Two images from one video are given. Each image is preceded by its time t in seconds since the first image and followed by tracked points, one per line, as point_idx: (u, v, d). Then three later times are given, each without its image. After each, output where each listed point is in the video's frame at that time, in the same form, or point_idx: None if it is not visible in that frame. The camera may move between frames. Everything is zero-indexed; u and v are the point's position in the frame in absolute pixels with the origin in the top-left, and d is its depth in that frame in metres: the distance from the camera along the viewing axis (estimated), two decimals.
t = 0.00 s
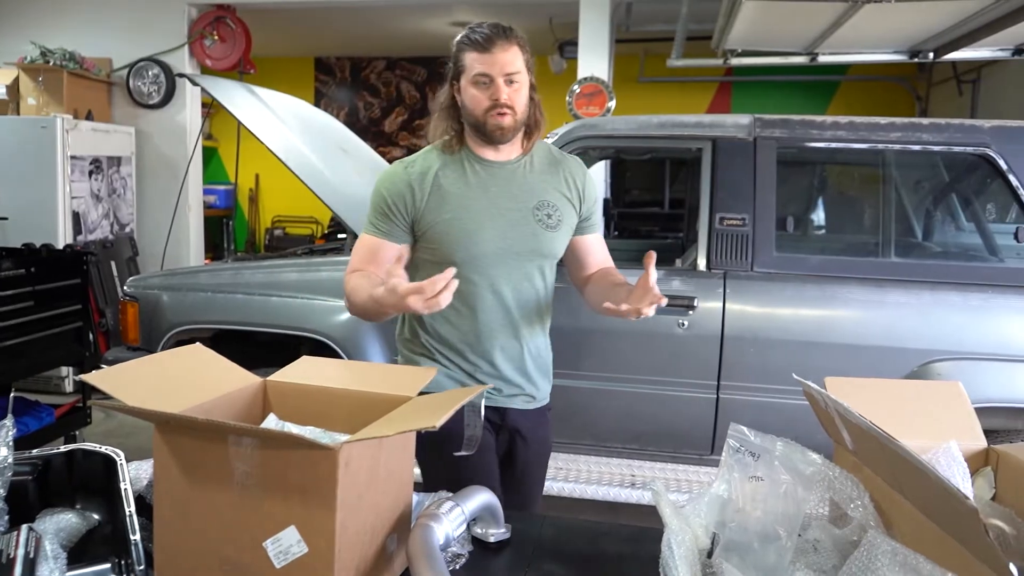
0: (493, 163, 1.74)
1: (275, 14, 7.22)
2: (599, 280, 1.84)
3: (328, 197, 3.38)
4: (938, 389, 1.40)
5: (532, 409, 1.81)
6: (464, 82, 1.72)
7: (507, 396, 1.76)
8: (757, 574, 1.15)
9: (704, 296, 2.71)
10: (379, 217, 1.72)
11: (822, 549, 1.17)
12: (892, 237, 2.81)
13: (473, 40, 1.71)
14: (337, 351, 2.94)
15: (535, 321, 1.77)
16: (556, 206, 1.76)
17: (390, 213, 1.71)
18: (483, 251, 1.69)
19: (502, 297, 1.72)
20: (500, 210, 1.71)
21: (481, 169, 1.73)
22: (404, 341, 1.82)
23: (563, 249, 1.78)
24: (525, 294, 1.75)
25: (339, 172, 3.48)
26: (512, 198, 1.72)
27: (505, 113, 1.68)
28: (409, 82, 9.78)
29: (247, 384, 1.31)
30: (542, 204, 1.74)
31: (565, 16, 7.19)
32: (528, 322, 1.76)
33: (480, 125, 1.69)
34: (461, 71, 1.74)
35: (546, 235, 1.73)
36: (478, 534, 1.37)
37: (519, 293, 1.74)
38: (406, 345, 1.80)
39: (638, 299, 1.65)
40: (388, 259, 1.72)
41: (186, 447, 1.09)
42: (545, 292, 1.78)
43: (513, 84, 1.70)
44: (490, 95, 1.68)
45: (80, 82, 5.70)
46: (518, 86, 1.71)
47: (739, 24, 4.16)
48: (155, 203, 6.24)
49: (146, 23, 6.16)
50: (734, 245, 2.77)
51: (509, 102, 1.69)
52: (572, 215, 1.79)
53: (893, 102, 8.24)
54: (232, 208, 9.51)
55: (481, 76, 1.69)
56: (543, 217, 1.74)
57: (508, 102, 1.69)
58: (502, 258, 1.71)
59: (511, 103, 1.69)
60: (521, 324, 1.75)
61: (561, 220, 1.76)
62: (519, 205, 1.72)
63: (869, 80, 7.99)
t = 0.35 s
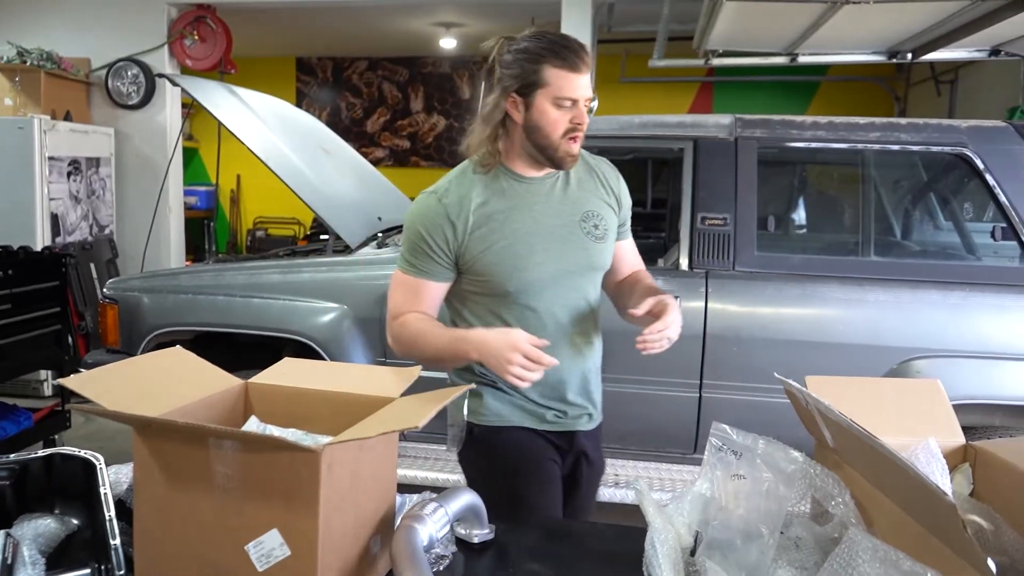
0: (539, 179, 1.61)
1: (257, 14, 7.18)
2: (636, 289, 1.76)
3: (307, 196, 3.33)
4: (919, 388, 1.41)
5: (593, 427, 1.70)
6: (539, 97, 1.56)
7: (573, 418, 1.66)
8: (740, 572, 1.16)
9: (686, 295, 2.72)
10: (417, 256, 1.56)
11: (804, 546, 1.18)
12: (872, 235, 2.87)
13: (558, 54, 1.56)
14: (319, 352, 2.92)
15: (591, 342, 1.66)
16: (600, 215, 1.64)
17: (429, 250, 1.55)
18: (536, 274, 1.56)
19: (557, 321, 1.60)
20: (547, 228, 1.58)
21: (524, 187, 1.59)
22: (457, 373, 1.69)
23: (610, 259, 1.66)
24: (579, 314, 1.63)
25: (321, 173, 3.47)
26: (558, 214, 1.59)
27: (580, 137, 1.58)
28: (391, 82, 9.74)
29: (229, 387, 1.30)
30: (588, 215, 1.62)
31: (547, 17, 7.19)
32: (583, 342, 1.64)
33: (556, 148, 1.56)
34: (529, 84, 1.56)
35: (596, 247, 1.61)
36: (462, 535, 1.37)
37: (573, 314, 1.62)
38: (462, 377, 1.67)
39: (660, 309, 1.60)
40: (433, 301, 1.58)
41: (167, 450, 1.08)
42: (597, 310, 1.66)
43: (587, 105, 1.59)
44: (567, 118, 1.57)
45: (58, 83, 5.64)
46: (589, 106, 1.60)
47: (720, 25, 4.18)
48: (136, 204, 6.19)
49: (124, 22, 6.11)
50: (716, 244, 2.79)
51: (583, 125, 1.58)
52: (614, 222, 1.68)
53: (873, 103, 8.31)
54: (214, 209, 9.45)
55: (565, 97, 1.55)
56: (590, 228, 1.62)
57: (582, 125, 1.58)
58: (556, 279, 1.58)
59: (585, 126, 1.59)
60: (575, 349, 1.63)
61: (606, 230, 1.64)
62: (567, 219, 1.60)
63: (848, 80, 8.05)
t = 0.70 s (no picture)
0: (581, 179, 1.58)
1: (226, 14, 7.11)
2: (705, 287, 1.70)
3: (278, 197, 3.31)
4: (886, 382, 1.44)
5: (627, 437, 1.65)
6: (592, 100, 1.50)
7: (604, 429, 1.63)
8: (712, 568, 1.18)
9: (659, 294, 2.75)
10: (460, 255, 1.47)
11: (775, 541, 1.20)
12: (840, 233, 2.86)
13: (614, 56, 1.48)
14: (292, 355, 2.89)
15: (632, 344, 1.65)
16: (641, 215, 1.61)
17: (475, 250, 1.48)
18: (579, 277, 1.53)
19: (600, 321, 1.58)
20: (590, 229, 1.55)
21: (567, 189, 1.57)
22: (486, 381, 1.70)
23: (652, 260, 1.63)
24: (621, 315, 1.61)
25: (292, 174, 3.44)
26: (599, 215, 1.56)
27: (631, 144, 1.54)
28: (363, 82, 9.69)
29: (200, 391, 1.29)
30: (630, 215, 1.59)
31: (519, 17, 7.20)
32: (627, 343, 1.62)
33: (605, 154, 1.52)
34: (585, 86, 1.49)
35: (638, 249, 1.59)
36: (436, 537, 1.36)
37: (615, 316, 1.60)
38: (489, 386, 1.69)
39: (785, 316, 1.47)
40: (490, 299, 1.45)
41: (136, 457, 1.06)
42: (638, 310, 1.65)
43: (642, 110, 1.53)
44: (620, 123, 1.51)
45: (21, 84, 5.54)
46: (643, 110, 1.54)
47: (689, 26, 4.21)
48: (104, 207, 6.09)
49: (90, 22, 6.02)
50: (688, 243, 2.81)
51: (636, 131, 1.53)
52: (656, 221, 1.64)
53: (841, 103, 8.43)
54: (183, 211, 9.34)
55: (619, 103, 1.49)
56: (632, 228, 1.59)
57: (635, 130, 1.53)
58: (600, 281, 1.55)
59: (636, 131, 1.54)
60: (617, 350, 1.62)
61: (648, 230, 1.61)
62: (608, 220, 1.57)
63: (817, 80, 8.16)
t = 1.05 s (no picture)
0: (649, 186, 1.49)
1: (178, 13, 6.99)
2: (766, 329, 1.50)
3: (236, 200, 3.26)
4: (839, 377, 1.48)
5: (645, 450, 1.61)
6: (671, 112, 1.38)
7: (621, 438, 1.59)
8: (672, 564, 1.21)
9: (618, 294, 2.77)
10: (521, 238, 1.45)
11: (734, 536, 1.23)
12: (795, 232, 2.94)
13: (703, 70, 1.35)
14: (249, 360, 2.85)
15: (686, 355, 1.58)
16: (707, 233, 1.50)
17: (535, 235, 1.44)
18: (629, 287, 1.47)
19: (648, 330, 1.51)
20: (644, 241, 1.47)
21: (631, 196, 1.48)
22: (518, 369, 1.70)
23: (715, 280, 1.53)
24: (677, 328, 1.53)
25: (249, 176, 3.39)
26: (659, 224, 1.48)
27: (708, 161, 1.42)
28: (320, 83, 9.60)
29: (153, 397, 1.26)
30: (694, 232, 1.49)
31: (477, 18, 7.20)
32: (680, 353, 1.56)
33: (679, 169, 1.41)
34: (665, 96, 1.37)
35: (696, 269, 1.49)
36: (397, 540, 1.35)
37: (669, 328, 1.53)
38: (518, 376, 1.69)
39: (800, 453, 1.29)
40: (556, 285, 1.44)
41: (87, 467, 1.04)
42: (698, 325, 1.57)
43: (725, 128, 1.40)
44: (699, 140, 1.39)
45: None
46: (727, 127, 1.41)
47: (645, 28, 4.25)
48: (53, 210, 5.94)
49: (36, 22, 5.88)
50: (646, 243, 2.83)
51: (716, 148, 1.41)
52: (726, 243, 1.52)
53: (794, 103, 8.59)
54: (136, 214, 9.15)
55: (700, 119, 1.36)
56: (694, 245, 1.49)
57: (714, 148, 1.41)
58: (652, 293, 1.48)
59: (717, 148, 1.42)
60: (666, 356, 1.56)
61: (715, 250, 1.51)
62: (666, 234, 1.48)
63: (770, 81, 8.30)
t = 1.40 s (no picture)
0: (671, 205, 1.47)
1: (139, 14, 6.89)
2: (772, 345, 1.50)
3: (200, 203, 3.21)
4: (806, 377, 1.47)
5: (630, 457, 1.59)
6: (706, 137, 1.35)
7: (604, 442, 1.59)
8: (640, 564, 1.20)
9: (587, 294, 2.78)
10: (540, 241, 1.43)
11: (701, 534, 1.20)
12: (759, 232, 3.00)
13: (743, 100, 1.31)
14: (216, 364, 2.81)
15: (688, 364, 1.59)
16: (724, 255, 1.50)
17: (553, 241, 1.43)
18: (638, 301, 1.47)
19: (656, 342, 1.52)
20: (659, 258, 1.47)
21: (652, 211, 1.47)
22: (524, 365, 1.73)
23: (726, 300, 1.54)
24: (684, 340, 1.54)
25: (213, 177, 3.35)
26: (675, 242, 1.47)
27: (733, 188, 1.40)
28: (285, 84, 9.50)
29: (116, 403, 1.24)
30: (710, 253, 1.49)
31: (444, 19, 7.20)
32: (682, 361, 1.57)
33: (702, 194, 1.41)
34: (701, 119, 1.34)
35: (709, 289, 1.49)
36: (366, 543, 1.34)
37: (675, 341, 1.53)
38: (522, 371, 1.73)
39: (796, 475, 1.23)
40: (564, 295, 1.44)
41: (46, 474, 1.02)
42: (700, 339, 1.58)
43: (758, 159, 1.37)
44: (727, 168, 1.37)
45: None
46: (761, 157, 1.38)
47: (611, 30, 4.28)
48: (12, 214, 5.81)
49: None
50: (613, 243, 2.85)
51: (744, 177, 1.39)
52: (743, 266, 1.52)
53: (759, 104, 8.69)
54: (97, 217, 9.00)
55: (733, 149, 1.33)
56: (709, 266, 1.49)
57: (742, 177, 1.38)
58: (662, 309, 1.49)
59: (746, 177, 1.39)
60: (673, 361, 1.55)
61: (729, 273, 1.51)
62: (682, 252, 1.48)
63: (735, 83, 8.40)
